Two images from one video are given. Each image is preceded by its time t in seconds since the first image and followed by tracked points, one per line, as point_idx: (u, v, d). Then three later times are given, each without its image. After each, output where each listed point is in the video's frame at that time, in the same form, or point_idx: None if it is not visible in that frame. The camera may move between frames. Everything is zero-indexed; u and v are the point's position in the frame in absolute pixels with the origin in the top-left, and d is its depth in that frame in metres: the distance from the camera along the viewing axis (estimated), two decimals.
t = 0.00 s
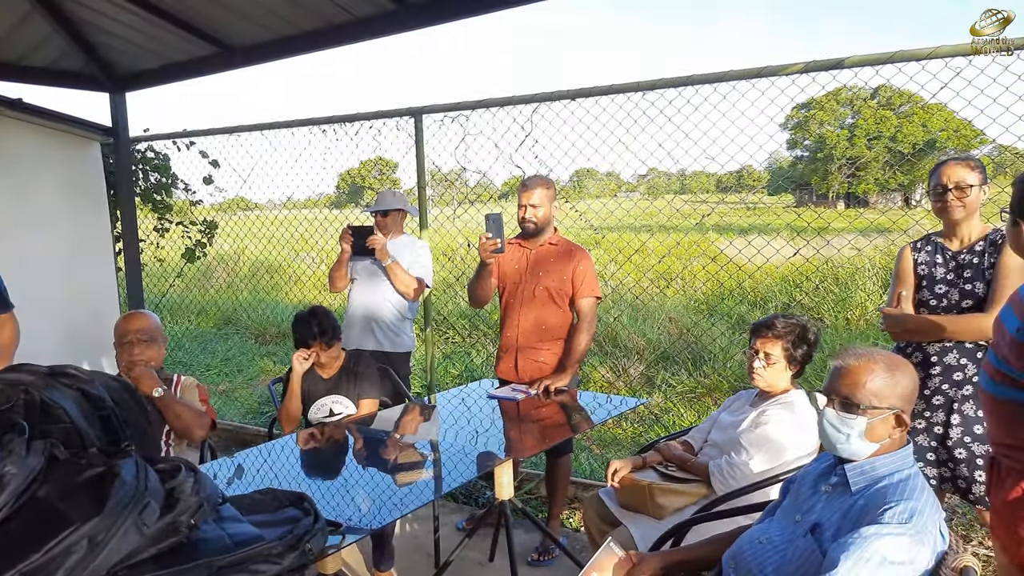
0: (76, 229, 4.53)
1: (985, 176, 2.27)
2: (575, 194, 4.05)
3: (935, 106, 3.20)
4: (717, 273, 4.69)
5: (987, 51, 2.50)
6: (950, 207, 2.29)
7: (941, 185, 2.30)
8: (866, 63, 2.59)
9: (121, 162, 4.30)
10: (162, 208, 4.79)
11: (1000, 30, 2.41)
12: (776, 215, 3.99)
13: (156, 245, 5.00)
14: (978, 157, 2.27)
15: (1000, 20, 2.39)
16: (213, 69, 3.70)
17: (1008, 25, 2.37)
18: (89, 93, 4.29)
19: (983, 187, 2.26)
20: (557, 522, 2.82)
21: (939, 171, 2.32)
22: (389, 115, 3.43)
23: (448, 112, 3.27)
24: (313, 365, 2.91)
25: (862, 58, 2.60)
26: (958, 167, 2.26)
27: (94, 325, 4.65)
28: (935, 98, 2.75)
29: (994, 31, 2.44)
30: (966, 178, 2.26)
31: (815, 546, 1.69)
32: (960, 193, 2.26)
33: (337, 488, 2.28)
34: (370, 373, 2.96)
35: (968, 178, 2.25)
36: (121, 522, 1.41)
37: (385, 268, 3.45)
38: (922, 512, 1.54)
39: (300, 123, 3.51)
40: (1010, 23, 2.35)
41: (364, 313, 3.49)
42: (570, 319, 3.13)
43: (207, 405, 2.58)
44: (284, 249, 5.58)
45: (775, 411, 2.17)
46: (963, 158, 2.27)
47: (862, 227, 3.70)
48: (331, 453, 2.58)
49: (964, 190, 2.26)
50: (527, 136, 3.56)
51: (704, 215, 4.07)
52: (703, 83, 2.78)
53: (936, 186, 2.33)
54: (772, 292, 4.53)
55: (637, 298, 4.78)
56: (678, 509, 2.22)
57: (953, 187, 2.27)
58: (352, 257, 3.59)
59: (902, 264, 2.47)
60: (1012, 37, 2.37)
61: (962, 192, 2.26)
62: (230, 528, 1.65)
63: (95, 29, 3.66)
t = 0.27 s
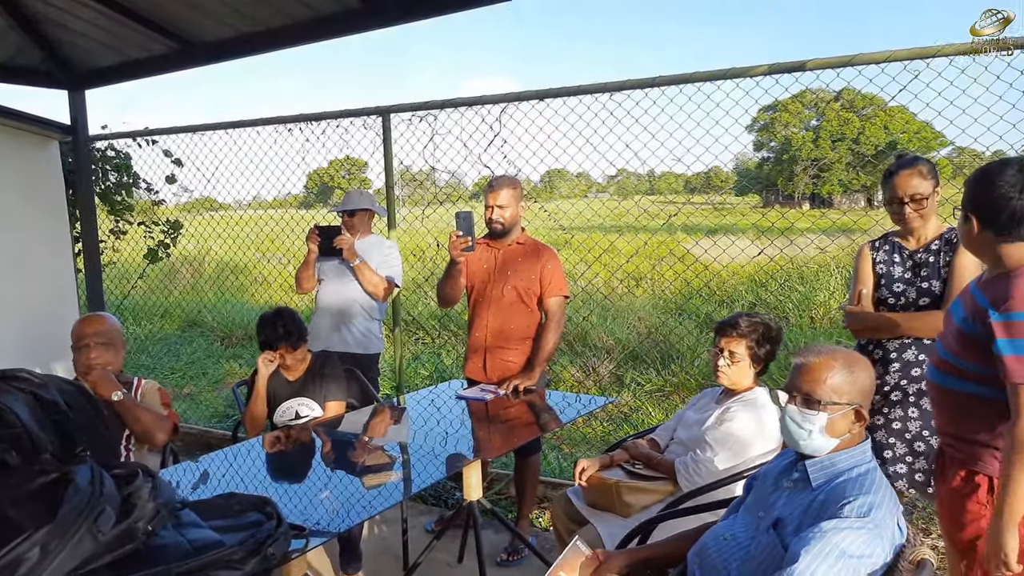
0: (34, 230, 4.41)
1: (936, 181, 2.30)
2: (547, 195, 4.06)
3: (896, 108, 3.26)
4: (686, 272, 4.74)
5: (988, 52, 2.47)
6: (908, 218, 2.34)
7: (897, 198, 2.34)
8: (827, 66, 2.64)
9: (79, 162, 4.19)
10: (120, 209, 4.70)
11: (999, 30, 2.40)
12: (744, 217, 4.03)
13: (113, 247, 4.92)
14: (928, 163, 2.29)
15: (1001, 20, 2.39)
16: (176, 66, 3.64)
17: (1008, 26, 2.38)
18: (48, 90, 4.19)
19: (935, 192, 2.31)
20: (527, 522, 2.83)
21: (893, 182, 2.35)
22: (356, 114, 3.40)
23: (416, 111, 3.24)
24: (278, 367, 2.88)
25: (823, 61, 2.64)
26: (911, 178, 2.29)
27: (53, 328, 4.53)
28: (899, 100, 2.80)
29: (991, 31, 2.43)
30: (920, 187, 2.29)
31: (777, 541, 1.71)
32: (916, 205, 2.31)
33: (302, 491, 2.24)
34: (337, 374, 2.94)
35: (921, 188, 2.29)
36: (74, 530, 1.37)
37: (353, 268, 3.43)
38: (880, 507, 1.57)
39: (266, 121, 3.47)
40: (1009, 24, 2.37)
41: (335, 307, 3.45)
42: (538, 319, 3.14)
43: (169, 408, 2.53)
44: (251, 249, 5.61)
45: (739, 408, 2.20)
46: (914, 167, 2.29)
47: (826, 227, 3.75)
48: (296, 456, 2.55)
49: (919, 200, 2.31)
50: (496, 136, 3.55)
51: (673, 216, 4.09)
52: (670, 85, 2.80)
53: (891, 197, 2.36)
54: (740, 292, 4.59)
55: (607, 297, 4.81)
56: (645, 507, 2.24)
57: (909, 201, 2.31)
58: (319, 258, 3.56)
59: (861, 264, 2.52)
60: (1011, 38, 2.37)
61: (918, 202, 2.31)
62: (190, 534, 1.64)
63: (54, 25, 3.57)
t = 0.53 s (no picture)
0: None
1: (892, 185, 2.36)
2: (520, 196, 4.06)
3: (862, 111, 3.33)
4: (659, 273, 4.79)
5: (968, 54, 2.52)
6: (868, 223, 2.39)
7: (857, 203, 2.38)
8: (794, 69, 2.68)
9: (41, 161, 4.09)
10: (85, 209, 4.61)
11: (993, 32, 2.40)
12: (713, 218, 4.08)
13: (77, 248, 4.82)
14: (884, 167, 2.35)
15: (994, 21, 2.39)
16: (142, 64, 3.57)
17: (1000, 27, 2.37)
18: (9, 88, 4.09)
19: (891, 196, 2.36)
20: (500, 523, 2.82)
21: (852, 187, 2.39)
22: (327, 113, 3.37)
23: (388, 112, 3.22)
24: (247, 370, 2.84)
25: (791, 64, 2.68)
26: (869, 183, 2.34)
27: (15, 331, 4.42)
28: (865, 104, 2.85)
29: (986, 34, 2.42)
30: (878, 192, 2.34)
31: (745, 539, 1.73)
32: (875, 210, 2.36)
33: (272, 495, 2.21)
34: (308, 377, 2.90)
35: (879, 193, 2.34)
36: (31, 539, 1.36)
37: (324, 269, 3.40)
38: (846, 503, 1.59)
39: (235, 121, 3.42)
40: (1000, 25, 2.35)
41: (306, 306, 3.42)
42: (511, 320, 3.14)
43: (134, 412, 2.48)
44: (220, 252, 5.62)
45: (709, 406, 2.22)
46: (871, 172, 2.34)
47: (796, 229, 3.81)
48: (266, 459, 2.51)
49: (878, 205, 2.36)
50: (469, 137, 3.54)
51: (647, 217, 4.12)
52: (641, 86, 2.82)
53: (851, 203, 2.40)
54: (711, 292, 4.63)
55: (581, 297, 4.83)
56: (616, 506, 2.25)
57: (868, 206, 2.36)
58: (289, 259, 3.52)
59: (825, 265, 2.55)
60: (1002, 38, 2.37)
61: (877, 208, 2.36)
62: (153, 540, 1.60)
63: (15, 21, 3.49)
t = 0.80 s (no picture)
0: None
1: (859, 186, 2.38)
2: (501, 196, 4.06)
3: (839, 114, 3.36)
4: (639, 274, 4.80)
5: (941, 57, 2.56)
6: (840, 225, 2.41)
7: (827, 209, 2.40)
8: (770, 70, 2.70)
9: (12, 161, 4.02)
10: (58, 209, 4.53)
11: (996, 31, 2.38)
12: (691, 220, 4.12)
13: (50, 249, 4.74)
14: (848, 170, 2.37)
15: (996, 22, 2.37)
16: (116, 62, 3.52)
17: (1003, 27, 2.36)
18: None
19: (860, 197, 2.38)
20: (480, 524, 2.82)
21: (820, 193, 2.41)
22: (305, 113, 3.34)
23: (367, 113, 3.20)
24: (223, 372, 2.81)
25: (767, 66, 2.70)
26: (837, 188, 2.36)
27: None
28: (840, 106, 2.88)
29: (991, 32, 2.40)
30: (846, 195, 2.36)
31: (721, 537, 1.74)
32: (846, 212, 2.38)
33: (248, 498, 2.18)
34: (285, 379, 2.87)
35: (847, 195, 2.36)
36: None
37: (302, 270, 3.36)
38: (821, 500, 1.61)
39: (211, 120, 3.39)
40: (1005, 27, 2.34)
41: (284, 309, 3.39)
42: (490, 320, 3.14)
43: (108, 416, 2.44)
44: (197, 254, 5.69)
45: (688, 405, 2.23)
46: (837, 175, 2.37)
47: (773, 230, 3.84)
48: (242, 462, 2.49)
49: (847, 207, 2.38)
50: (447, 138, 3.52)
51: (627, 218, 4.13)
52: (620, 88, 2.83)
53: (821, 207, 2.42)
54: (690, 293, 4.66)
55: (562, 298, 4.84)
56: (595, 506, 2.25)
57: (838, 209, 2.38)
58: (266, 261, 3.49)
59: (800, 265, 2.58)
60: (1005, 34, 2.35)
61: (847, 210, 2.38)
62: (124, 546, 1.59)
63: None
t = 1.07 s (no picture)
0: None
1: (827, 189, 2.42)
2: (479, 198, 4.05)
3: (812, 117, 3.40)
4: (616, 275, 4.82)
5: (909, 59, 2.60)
6: (808, 227, 2.44)
7: (797, 209, 2.43)
8: (743, 72, 2.73)
9: None
10: (27, 210, 4.45)
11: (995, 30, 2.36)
12: (666, 222, 4.14)
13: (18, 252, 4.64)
14: (819, 172, 2.41)
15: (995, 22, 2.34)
16: (85, 61, 3.46)
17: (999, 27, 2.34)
18: None
19: (829, 201, 2.42)
20: (456, 527, 2.80)
21: (791, 193, 2.44)
22: (277, 113, 3.30)
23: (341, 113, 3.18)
24: (194, 375, 2.78)
25: (740, 68, 2.73)
26: (807, 189, 2.39)
27: None
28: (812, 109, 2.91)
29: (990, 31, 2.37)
30: (816, 198, 2.40)
31: (692, 534, 1.75)
32: (814, 215, 2.41)
33: (218, 502, 2.15)
34: (258, 382, 2.84)
35: (817, 198, 2.39)
36: None
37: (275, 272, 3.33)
38: (790, 497, 1.62)
39: (182, 120, 3.35)
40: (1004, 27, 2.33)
41: (250, 322, 3.36)
42: (465, 321, 3.13)
43: (75, 421, 2.39)
44: (171, 257, 5.63)
45: (661, 404, 2.24)
46: (807, 177, 2.40)
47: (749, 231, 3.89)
48: (214, 465, 2.45)
49: (816, 210, 2.41)
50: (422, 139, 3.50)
51: (605, 221, 4.15)
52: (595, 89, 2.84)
53: (791, 208, 2.44)
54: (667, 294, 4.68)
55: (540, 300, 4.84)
56: (570, 506, 2.26)
57: (807, 210, 2.41)
58: (239, 262, 3.45)
59: (768, 265, 2.61)
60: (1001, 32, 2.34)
61: (816, 213, 2.41)
62: (87, 551, 1.56)
63: None
